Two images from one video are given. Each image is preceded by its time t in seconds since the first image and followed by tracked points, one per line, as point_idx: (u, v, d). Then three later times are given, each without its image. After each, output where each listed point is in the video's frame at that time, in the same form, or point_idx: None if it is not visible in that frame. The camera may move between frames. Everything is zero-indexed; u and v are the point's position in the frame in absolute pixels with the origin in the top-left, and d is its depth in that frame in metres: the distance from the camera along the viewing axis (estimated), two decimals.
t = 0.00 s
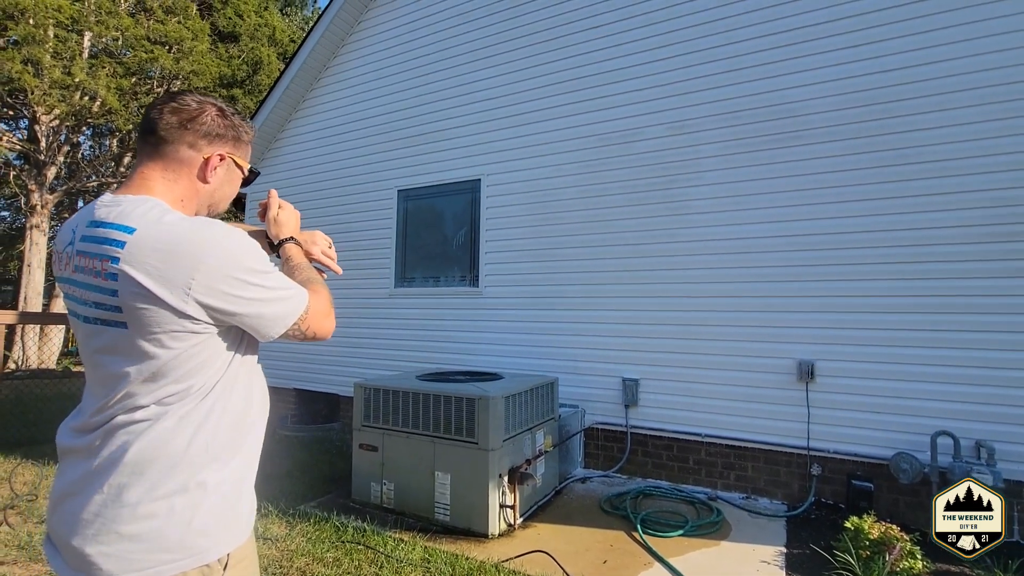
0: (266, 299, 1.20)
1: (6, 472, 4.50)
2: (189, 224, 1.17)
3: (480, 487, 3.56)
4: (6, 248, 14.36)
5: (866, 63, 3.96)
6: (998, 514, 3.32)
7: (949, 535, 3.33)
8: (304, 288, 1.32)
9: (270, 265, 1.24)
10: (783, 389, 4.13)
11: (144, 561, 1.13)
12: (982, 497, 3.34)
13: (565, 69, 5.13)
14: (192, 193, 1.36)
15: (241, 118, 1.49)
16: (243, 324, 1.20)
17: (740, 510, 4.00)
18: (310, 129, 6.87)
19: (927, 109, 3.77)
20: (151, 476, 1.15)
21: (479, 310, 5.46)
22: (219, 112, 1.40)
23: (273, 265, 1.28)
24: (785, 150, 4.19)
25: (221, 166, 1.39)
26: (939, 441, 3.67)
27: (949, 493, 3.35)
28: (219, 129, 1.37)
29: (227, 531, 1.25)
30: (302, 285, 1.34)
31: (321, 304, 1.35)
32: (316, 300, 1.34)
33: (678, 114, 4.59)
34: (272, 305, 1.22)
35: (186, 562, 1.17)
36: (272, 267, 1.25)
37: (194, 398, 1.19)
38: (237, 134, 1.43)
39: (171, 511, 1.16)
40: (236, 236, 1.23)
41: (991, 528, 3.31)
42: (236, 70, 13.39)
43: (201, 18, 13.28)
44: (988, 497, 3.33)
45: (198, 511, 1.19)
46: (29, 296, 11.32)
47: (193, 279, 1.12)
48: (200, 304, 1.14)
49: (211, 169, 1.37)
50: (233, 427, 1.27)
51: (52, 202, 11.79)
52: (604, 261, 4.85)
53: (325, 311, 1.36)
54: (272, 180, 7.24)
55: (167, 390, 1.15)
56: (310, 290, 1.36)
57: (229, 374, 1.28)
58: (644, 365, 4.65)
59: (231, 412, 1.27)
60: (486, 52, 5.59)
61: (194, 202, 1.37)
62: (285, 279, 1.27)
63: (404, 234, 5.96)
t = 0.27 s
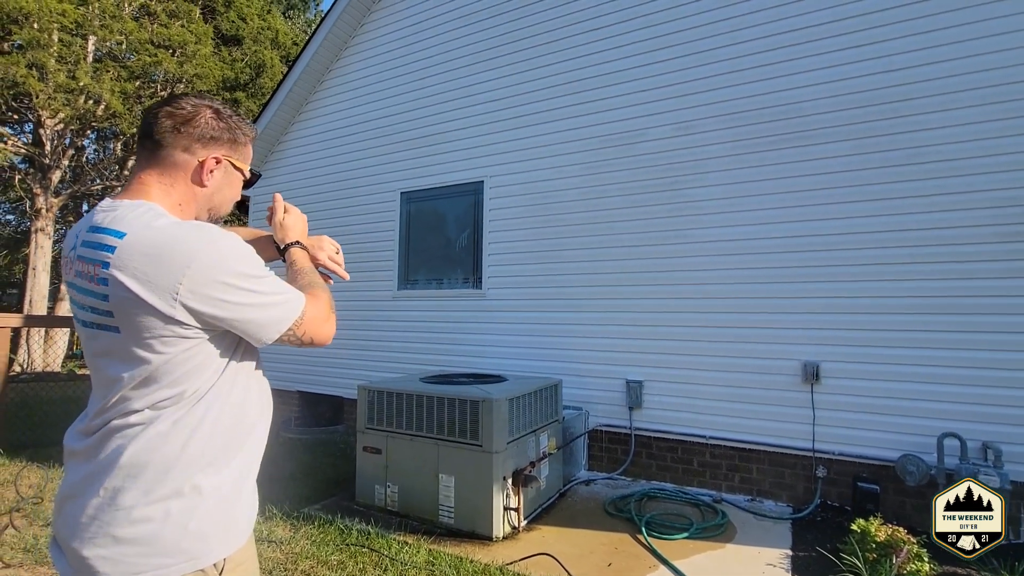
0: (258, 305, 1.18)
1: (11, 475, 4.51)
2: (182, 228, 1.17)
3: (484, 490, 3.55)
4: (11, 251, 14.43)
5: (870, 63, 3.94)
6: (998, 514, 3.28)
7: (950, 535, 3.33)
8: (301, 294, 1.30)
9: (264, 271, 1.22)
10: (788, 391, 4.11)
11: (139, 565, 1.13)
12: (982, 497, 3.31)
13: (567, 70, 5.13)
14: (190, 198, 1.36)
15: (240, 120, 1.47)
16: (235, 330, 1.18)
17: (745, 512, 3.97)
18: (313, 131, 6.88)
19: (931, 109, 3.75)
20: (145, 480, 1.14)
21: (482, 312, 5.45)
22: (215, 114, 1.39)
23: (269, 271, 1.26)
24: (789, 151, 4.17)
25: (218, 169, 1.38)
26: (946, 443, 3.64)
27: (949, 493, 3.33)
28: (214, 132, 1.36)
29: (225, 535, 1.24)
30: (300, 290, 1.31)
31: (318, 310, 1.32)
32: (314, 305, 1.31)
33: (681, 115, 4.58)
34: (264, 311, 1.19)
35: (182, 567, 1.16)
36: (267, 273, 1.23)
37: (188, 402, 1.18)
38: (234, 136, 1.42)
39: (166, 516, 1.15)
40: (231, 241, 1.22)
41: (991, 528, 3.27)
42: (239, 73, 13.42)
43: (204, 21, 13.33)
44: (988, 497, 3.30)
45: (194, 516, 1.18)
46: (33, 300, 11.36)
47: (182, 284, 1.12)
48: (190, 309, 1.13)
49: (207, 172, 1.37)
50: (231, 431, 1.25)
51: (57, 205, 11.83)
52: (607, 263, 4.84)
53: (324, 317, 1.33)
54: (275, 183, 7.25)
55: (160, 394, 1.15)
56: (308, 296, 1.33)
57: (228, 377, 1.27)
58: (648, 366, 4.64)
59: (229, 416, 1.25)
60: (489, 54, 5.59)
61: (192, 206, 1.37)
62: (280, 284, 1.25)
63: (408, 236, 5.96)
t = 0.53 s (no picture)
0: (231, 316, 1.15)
1: (12, 479, 4.51)
2: (167, 235, 1.18)
3: (486, 492, 3.54)
4: (12, 255, 14.46)
5: (870, 64, 3.95)
6: (998, 514, 3.29)
7: (950, 535, 3.34)
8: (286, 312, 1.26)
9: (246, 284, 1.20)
10: (790, 391, 4.11)
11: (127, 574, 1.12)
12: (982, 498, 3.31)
13: (567, 72, 5.14)
14: (172, 200, 1.35)
15: (227, 118, 1.44)
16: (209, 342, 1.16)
17: (747, 514, 3.96)
18: (313, 134, 6.89)
19: (931, 109, 3.75)
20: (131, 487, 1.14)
21: (483, 314, 5.45)
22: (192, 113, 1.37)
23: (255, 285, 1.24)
24: (789, 152, 4.17)
25: (194, 168, 1.35)
26: (948, 444, 3.63)
27: (949, 494, 3.34)
28: (184, 129, 1.33)
29: (215, 545, 1.22)
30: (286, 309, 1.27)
31: (302, 332, 1.27)
32: (297, 326, 1.26)
33: (681, 117, 4.58)
34: (238, 324, 1.16)
35: None
36: (249, 287, 1.21)
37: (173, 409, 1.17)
38: (211, 133, 1.37)
39: (153, 524, 1.14)
40: (217, 252, 1.22)
41: (991, 528, 3.28)
42: (239, 76, 13.46)
43: (204, 25, 13.36)
44: (988, 497, 3.30)
45: (181, 525, 1.17)
46: (35, 303, 11.38)
47: (156, 288, 1.11)
48: (165, 315, 1.12)
49: (183, 172, 1.34)
50: (219, 438, 1.23)
51: (58, 209, 11.84)
52: (608, 264, 4.84)
53: (309, 339, 1.29)
54: (275, 185, 7.25)
55: (145, 401, 1.15)
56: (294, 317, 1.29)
57: (214, 384, 1.25)
58: (649, 368, 4.63)
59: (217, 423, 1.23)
60: (489, 57, 5.60)
61: (176, 209, 1.36)
62: (261, 299, 1.22)
63: (408, 238, 5.96)
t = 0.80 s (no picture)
0: (118, 353, 1.01)
1: (14, 481, 4.52)
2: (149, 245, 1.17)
3: (487, 493, 3.54)
4: (12, 258, 14.43)
5: (869, 63, 3.95)
6: (998, 514, 3.29)
7: (950, 535, 3.32)
8: (186, 384, 1.06)
9: (165, 329, 1.06)
10: (791, 391, 4.11)
11: None
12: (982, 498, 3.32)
13: (565, 73, 5.14)
14: (168, 201, 1.38)
15: (222, 118, 1.45)
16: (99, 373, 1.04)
17: (748, 513, 3.96)
18: (312, 135, 6.89)
19: (930, 108, 3.75)
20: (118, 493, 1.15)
21: (483, 314, 5.45)
22: (183, 116, 1.40)
23: (188, 335, 1.09)
24: (788, 151, 4.17)
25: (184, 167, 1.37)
26: (949, 442, 3.63)
27: (949, 493, 3.34)
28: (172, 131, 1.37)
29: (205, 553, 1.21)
30: (195, 381, 1.08)
31: (167, 413, 1.03)
32: (170, 405, 1.04)
33: (681, 116, 4.58)
34: (122, 366, 1.01)
35: None
36: (173, 332, 1.06)
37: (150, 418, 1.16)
38: (199, 133, 1.38)
39: (138, 532, 1.14)
40: (183, 272, 1.16)
41: (991, 528, 3.28)
42: (239, 78, 13.45)
43: (203, 26, 13.35)
44: (988, 497, 3.31)
45: (166, 533, 1.16)
46: (35, 305, 11.38)
47: (99, 294, 1.09)
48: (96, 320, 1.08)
49: (174, 173, 1.37)
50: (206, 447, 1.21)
51: (58, 211, 11.82)
52: (608, 264, 4.84)
53: (171, 429, 1.04)
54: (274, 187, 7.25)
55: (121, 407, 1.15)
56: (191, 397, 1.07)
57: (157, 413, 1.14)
58: (649, 367, 4.63)
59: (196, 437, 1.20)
60: (488, 57, 5.60)
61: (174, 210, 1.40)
62: (170, 353, 1.04)
63: (407, 239, 5.96)
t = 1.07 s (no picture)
0: (37, 338, 0.99)
1: (14, 485, 4.51)
2: (128, 243, 1.18)
3: (488, 495, 3.54)
4: (11, 260, 14.43)
5: (868, 64, 3.95)
6: (998, 514, 3.30)
7: (949, 535, 3.33)
8: (92, 385, 1.01)
9: (90, 322, 1.02)
10: (791, 391, 4.11)
11: None
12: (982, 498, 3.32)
13: (564, 74, 5.14)
14: (177, 204, 1.40)
15: (227, 121, 1.47)
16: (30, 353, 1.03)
17: (749, 514, 3.96)
18: (311, 137, 6.89)
19: (929, 109, 3.75)
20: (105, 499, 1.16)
21: (483, 316, 5.45)
22: (188, 120, 1.42)
23: (120, 334, 1.04)
24: (788, 152, 4.17)
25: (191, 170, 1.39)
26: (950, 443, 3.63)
27: (948, 493, 3.35)
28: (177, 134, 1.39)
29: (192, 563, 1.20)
30: (101, 384, 1.02)
31: (44, 407, 0.97)
32: (56, 401, 0.98)
33: (680, 117, 4.59)
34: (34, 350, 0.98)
35: None
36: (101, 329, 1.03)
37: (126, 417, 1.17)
38: (205, 135, 1.41)
39: (122, 539, 1.14)
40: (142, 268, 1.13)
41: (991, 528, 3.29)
42: (238, 80, 13.43)
43: (202, 29, 13.33)
44: (987, 497, 3.32)
45: (149, 541, 1.15)
46: (35, 309, 11.37)
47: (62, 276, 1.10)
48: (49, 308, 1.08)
49: (181, 176, 1.39)
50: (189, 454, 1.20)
51: (57, 214, 11.79)
52: (608, 265, 4.84)
53: (39, 427, 0.96)
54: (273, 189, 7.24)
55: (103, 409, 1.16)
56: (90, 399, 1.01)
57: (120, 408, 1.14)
58: (650, 368, 4.63)
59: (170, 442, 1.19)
60: (487, 59, 5.60)
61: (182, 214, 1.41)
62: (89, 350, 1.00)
63: (407, 240, 5.96)
